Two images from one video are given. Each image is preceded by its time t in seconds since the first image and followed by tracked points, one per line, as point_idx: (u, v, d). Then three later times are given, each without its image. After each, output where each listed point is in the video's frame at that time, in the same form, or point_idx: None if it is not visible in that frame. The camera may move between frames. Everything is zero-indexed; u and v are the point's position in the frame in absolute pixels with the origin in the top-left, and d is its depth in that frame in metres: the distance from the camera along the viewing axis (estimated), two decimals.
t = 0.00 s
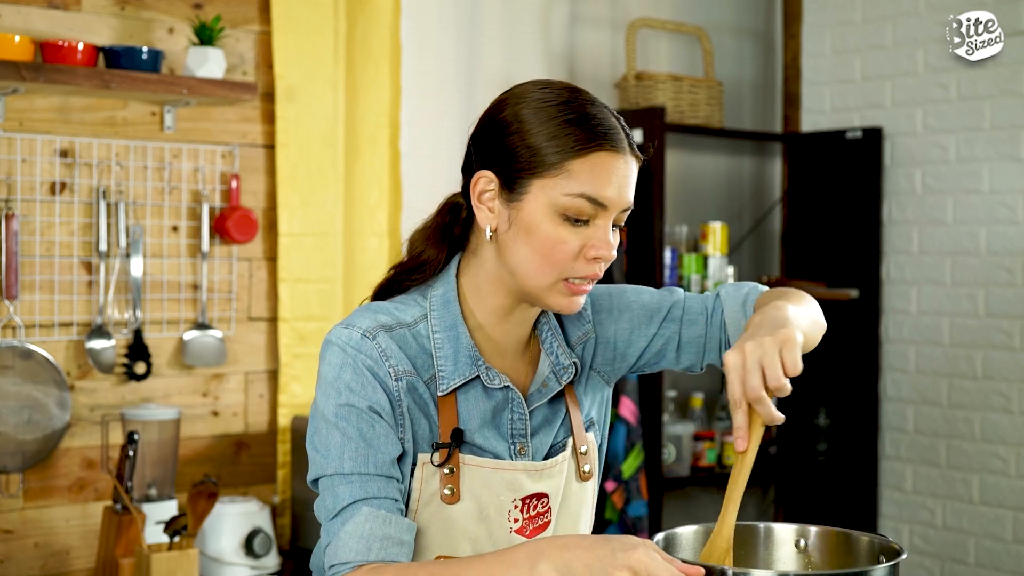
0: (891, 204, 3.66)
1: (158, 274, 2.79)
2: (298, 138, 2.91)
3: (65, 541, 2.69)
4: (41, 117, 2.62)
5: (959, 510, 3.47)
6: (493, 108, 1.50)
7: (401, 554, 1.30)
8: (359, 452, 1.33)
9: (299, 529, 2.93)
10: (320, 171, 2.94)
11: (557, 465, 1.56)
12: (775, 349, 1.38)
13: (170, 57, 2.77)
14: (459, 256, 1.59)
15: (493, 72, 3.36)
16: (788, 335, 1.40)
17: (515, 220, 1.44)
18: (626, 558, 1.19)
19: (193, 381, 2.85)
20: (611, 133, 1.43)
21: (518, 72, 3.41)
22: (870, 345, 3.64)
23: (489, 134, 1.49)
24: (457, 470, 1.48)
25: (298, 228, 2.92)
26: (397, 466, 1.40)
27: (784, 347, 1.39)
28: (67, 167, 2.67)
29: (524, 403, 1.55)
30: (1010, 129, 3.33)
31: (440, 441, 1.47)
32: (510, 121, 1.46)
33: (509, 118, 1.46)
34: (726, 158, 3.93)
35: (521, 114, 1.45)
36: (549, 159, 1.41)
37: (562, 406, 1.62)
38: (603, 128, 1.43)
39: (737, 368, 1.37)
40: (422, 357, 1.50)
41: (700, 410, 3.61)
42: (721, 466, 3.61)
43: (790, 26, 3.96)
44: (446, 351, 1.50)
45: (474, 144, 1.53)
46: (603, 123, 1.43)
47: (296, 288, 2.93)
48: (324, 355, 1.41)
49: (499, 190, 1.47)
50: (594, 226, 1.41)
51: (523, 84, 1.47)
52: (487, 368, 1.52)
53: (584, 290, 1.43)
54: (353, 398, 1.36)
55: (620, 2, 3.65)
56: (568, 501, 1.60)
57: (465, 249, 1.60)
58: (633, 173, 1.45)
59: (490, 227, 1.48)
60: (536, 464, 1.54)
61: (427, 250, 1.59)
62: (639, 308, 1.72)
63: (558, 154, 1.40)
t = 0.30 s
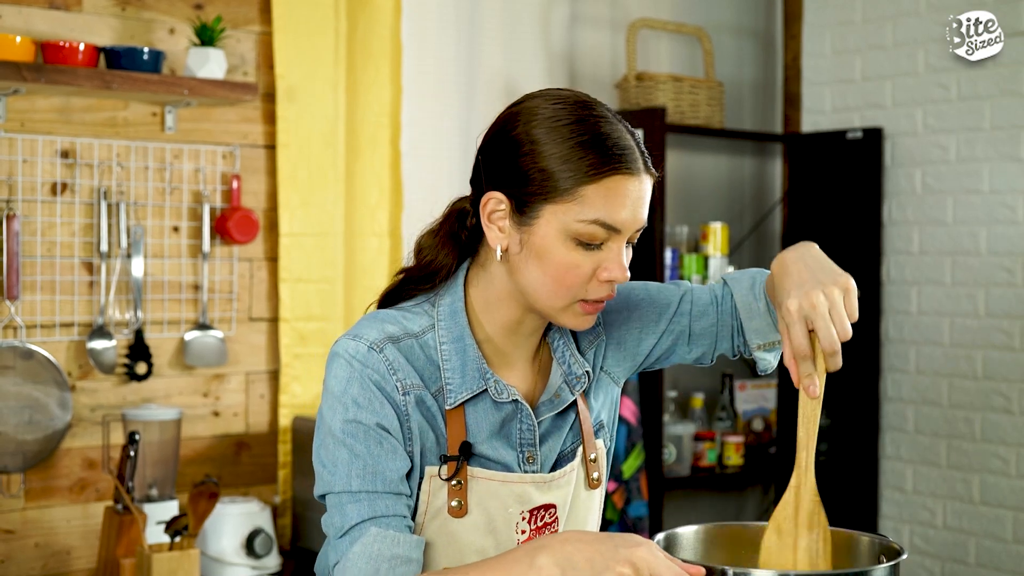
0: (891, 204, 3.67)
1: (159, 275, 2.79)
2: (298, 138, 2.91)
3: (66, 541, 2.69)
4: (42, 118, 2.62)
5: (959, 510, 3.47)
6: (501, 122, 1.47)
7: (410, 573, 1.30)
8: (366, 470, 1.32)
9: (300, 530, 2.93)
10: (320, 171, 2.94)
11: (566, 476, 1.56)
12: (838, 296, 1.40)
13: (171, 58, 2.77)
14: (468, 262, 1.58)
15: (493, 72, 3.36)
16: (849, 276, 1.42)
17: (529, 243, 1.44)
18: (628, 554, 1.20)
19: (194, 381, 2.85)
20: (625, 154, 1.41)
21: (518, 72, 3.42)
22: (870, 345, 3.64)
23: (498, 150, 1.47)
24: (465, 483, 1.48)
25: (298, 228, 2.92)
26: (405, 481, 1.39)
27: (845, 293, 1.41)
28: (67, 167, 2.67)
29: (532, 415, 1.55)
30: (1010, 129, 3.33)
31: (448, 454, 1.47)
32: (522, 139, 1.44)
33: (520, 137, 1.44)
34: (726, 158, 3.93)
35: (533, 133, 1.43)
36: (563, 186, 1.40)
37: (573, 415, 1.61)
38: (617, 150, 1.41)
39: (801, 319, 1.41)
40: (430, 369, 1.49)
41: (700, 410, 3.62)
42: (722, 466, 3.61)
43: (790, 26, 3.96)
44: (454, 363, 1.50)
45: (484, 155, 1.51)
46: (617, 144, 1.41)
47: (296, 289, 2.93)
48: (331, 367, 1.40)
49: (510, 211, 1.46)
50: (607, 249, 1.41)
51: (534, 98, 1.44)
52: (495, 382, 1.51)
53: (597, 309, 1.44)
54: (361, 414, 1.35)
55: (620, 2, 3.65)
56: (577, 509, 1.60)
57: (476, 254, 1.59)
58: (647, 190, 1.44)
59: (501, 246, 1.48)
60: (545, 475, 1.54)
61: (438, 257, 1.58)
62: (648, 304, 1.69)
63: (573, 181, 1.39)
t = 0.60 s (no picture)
0: (891, 204, 3.67)
1: (158, 274, 2.79)
2: (298, 138, 2.91)
3: (65, 541, 2.69)
4: (41, 118, 2.63)
5: (959, 511, 3.47)
6: (504, 134, 1.46)
7: None
8: (366, 482, 1.33)
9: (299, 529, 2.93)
10: (320, 171, 2.94)
11: (565, 482, 1.57)
12: (810, 319, 1.41)
13: (170, 57, 2.78)
14: (467, 266, 1.58)
15: (493, 72, 3.36)
16: (816, 302, 1.44)
17: (528, 259, 1.44)
18: (628, 553, 1.20)
19: (193, 381, 2.85)
20: (629, 172, 1.40)
21: (518, 72, 3.42)
22: (870, 345, 3.64)
23: (501, 164, 1.46)
24: (463, 492, 1.48)
25: (298, 228, 2.92)
26: (405, 490, 1.40)
27: (816, 313, 1.43)
28: (67, 167, 2.67)
29: (529, 423, 1.55)
30: (1010, 129, 3.33)
31: (445, 464, 1.47)
32: (526, 154, 1.43)
33: (523, 152, 1.43)
34: (725, 158, 3.93)
35: (537, 149, 1.42)
36: (565, 206, 1.39)
37: (571, 419, 1.61)
38: (621, 169, 1.40)
39: (773, 349, 1.40)
40: (425, 377, 1.50)
41: (700, 410, 3.62)
42: (721, 466, 3.60)
43: (790, 26, 3.96)
44: (450, 372, 1.50)
45: (485, 165, 1.50)
46: (621, 162, 1.40)
47: (296, 289, 2.93)
48: (326, 377, 1.40)
49: (510, 226, 1.46)
50: (607, 268, 1.41)
51: (537, 111, 1.43)
52: (491, 392, 1.51)
53: (593, 323, 1.45)
54: (359, 425, 1.36)
55: (620, 2, 3.66)
56: (576, 513, 1.60)
57: (473, 256, 1.58)
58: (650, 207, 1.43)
59: (497, 260, 1.48)
60: (544, 483, 1.55)
61: (435, 261, 1.58)
62: (646, 303, 1.69)
63: (575, 202, 1.39)
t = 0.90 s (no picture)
0: (891, 204, 3.66)
1: (158, 274, 2.79)
2: (298, 138, 2.91)
3: (65, 541, 2.69)
4: (41, 118, 2.63)
5: (959, 510, 3.47)
6: (489, 130, 1.46)
7: None
8: (365, 482, 1.33)
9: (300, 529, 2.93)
10: (320, 171, 2.94)
11: (564, 482, 1.56)
12: (817, 325, 1.40)
13: (170, 57, 2.78)
14: (462, 267, 1.59)
15: (493, 72, 3.36)
16: (827, 306, 1.43)
17: (518, 254, 1.44)
18: (627, 554, 1.20)
19: (193, 381, 2.85)
20: (615, 164, 1.40)
21: (519, 72, 3.42)
22: (870, 345, 3.64)
23: (488, 159, 1.46)
24: (463, 492, 1.48)
25: (298, 228, 2.92)
26: (405, 490, 1.40)
27: (826, 320, 1.41)
28: (67, 167, 2.67)
29: (529, 421, 1.55)
30: (1010, 129, 3.33)
31: (445, 463, 1.47)
32: (512, 149, 1.43)
33: (509, 146, 1.43)
34: (726, 158, 3.93)
35: (522, 144, 1.42)
36: (552, 199, 1.39)
37: (569, 418, 1.61)
38: (608, 161, 1.40)
39: (778, 350, 1.41)
40: (425, 376, 1.50)
41: (700, 409, 3.62)
42: (721, 466, 3.61)
43: (790, 26, 3.96)
44: (449, 371, 1.50)
45: (472, 162, 1.50)
46: (607, 155, 1.40)
47: (296, 289, 2.93)
48: (324, 378, 1.40)
49: (498, 222, 1.46)
50: (597, 260, 1.41)
51: (523, 106, 1.43)
52: (490, 391, 1.52)
53: (587, 318, 1.45)
54: (357, 426, 1.36)
55: (620, 2, 3.66)
56: (576, 513, 1.60)
57: (467, 256, 1.59)
58: (639, 199, 1.43)
59: (489, 256, 1.48)
60: (543, 483, 1.54)
61: (431, 261, 1.58)
62: (648, 310, 1.68)
63: (562, 194, 1.39)
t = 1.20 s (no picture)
0: (891, 204, 3.66)
1: (158, 274, 2.79)
2: (298, 139, 2.91)
3: (65, 541, 2.69)
4: (41, 118, 2.63)
5: (959, 510, 3.47)
6: (480, 128, 1.46)
7: None
8: (365, 481, 1.33)
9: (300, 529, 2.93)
10: (320, 171, 2.94)
11: (564, 479, 1.56)
12: (824, 297, 1.41)
13: (170, 57, 2.78)
14: (459, 266, 1.59)
15: (493, 72, 3.36)
16: (827, 279, 1.44)
17: (510, 251, 1.45)
18: (627, 554, 1.20)
19: (193, 381, 2.85)
20: (606, 159, 1.40)
21: (518, 72, 3.42)
22: (870, 345, 3.64)
23: (478, 157, 1.47)
24: (463, 488, 1.48)
25: (298, 228, 2.92)
26: (405, 488, 1.40)
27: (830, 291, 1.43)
28: (67, 167, 2.67)
29: (529, 417, 1.55)
30: (1010, 129, 3.33)
31: (445, 460, 1.48)
32: (502, 146, 1.43)
33: (498, 144, 1.43)
34: (726, 158, 3.93)
35: (512, 142, 1.42)
36: (541, 196, 1.40)
37: (569, 415, 1.61)
38: (597, 156, 1.39)
39: (790, 328, 1.41)
40: (424, 374, 1.49)
41: (700, 410, 3.62)
42: (721, 466, 3.60)
43: (789, 26, 3.96)
44: (448, 368, 1.50)
45: (464, 160, 1.51)
46: (597, 150, 1.40)
47: (296, 289, 2.93)
48: (323, 377, 1.40)
49: (490, 219, 1.47)
50: (589, 255, 1.41)
51: (512, 104, 1.43)
52: (490, 386, 1.51)
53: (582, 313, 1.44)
54: (356, 425, 1.36)
55: (620, 2, 3.66)
56: (575, 511, 1.60)
57: (463, 256, 1.60)
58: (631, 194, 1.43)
59: (481, 254, 1.49)
60: (543, 480, 1.54)
61: (427, 261, 1.59)
62: (647, 303, 1.68)
63: (551, 191, 1.39)
